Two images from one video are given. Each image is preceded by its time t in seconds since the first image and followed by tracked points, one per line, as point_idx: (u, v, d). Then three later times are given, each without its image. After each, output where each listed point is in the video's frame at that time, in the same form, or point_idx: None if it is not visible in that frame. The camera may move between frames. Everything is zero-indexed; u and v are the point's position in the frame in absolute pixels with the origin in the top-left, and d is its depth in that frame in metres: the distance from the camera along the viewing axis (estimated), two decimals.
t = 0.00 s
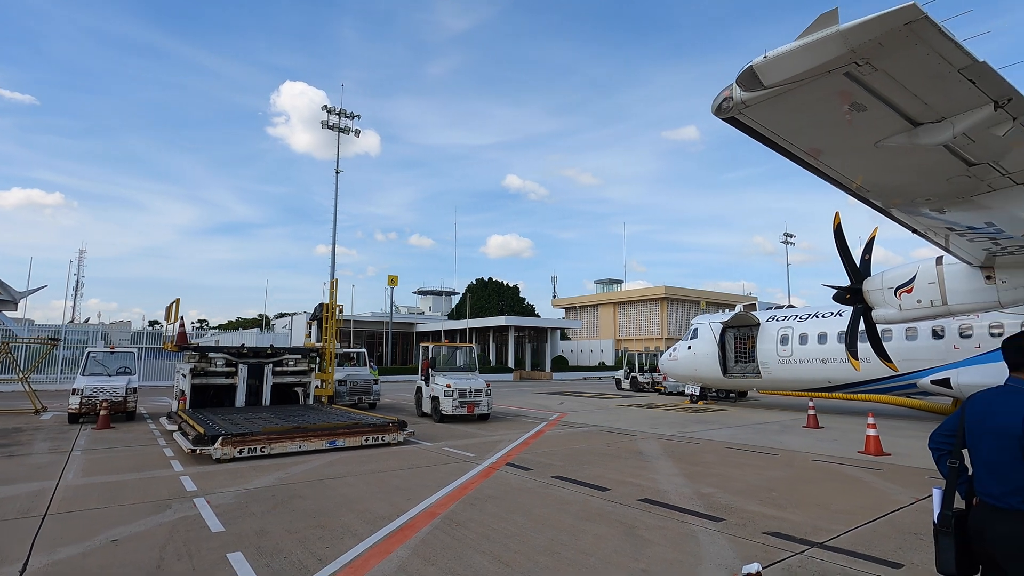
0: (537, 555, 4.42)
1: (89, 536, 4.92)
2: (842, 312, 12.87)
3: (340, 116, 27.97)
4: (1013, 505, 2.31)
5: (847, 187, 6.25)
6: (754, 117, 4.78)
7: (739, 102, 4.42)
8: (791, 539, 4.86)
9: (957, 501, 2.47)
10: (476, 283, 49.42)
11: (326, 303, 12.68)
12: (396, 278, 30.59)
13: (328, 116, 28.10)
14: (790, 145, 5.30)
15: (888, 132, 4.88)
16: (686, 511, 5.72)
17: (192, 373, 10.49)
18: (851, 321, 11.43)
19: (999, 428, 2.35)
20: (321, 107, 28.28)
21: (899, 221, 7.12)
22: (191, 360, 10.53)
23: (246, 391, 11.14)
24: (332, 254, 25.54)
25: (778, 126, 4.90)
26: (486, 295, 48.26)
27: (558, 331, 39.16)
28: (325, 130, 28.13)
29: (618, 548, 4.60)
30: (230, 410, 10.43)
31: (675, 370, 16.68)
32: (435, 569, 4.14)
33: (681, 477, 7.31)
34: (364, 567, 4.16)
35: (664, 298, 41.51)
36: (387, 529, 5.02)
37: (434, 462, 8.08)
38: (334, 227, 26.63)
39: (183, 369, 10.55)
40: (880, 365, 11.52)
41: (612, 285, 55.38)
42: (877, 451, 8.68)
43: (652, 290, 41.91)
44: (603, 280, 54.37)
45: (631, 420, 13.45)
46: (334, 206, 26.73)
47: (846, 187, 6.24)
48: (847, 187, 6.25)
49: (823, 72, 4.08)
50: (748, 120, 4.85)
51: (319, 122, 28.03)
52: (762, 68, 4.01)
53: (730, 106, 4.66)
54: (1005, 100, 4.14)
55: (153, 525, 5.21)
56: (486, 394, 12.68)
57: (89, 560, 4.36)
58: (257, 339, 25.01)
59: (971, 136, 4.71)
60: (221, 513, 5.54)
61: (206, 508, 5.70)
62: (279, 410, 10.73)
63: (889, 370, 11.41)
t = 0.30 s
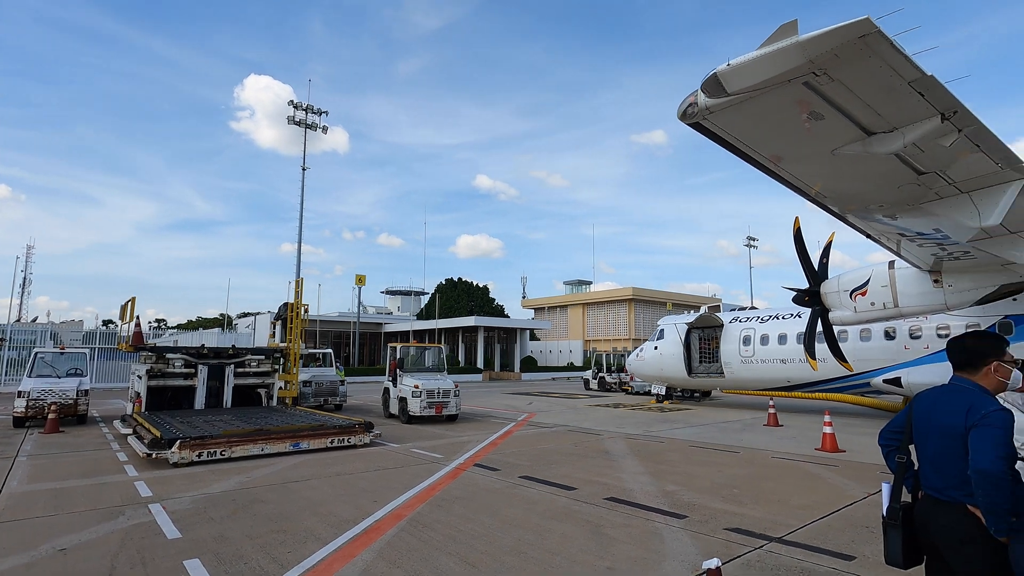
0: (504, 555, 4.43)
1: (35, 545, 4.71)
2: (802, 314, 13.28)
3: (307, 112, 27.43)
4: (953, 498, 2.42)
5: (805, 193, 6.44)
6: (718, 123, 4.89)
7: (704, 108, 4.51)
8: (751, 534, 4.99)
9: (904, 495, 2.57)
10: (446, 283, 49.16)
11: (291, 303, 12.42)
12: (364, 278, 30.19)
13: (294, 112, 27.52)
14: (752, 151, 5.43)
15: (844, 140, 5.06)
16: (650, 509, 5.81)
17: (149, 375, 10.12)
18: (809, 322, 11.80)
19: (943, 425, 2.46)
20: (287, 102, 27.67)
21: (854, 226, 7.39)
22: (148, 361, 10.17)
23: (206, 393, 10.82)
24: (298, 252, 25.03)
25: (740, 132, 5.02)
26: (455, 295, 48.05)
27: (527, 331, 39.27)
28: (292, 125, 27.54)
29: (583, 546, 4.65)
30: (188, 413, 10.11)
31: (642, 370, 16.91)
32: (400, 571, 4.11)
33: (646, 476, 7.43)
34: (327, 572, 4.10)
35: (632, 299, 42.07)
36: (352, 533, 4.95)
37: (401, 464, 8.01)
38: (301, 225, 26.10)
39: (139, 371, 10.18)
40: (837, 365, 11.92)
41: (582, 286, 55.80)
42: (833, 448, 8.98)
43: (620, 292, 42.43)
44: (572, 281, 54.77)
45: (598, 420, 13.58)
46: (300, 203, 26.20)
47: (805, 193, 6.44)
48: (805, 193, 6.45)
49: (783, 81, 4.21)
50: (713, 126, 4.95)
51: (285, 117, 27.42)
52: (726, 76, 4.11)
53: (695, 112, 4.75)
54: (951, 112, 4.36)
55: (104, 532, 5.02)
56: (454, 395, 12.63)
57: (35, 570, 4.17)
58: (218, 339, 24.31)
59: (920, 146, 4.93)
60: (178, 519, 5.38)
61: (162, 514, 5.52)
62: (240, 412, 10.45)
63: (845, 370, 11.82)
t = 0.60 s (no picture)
0: (471, 557, 4.42)
1: None
2: (764, 316, 13.63)
3: (273, 107, 26.85)
4: (903, 493, 2.52)
5: (768, 198, 6.61)
6: (685, 129, 4.98)
7: (670, 113, 4.59)
8: (714, 532, 5.09)
9: (859, 491, 2.67)
10: (415, 284, 48.80)
11: (255, 303, 12.15)
12: (331, 278, 29.71)
13: (260, 107, 26.91)
14: (717, 157, 5.55)
15: (804, 148, 5.22)
16: (617, 508, 5.88)
17: (103, 377, 9.75)
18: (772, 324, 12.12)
19: (896, 423, 2.56)
20: (253, 97, 27.04)
21: (814, 231, 7.62)
22: (102, 363, 9.79)
23: (165, 396, 10.48)
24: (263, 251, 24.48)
25: (705, 137, 5.12)
26: (425, 296, 47.73)
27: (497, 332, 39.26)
28: (257, 121, 26.92)
29: (550, 547, 4.67)
30: (145, 416, 9.77)
31: (610, 371, 17.09)
32: None
33: (613, 476, 7.51)
34: None
35: (602, 300, 42.51)
36: (316, 537, 4.87)
37: (368, 467, 7.91)
38: (266, 224, 25.52)
39: (92, 373, 9.79)
40: (797, 365, 12.26)
41: (552, 288, 56.10)
42: (793, 446, 9.24)
43: (590, 293, 42.82)
44: (543, 282, 55.03)
45: (567, 421, 13.66)
46: (266, 200, 25.62)
47: (767, 198, 6.61)
48: (768, 198, 6.62)
49: (746, 90, 4.32)
50: (679, 132, 5.04)
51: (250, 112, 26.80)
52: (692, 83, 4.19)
53: (662, 117, 4.82)
54: (903, 123, 4.55)
55: (53, 542, 4.81)
56: (423, 396, 12.54)
57: None
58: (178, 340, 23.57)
59: (875, 155, 5.12)
60: (132, 526, 5.19)
61: (116, 522, 5.32)
62: (201, 415, 10.16)
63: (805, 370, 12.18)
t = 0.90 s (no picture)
0: (438, 559, 4.39)
1: None
2: (729, 318, 13.94)
3: (239, 101, 26.20)
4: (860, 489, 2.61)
5: (733, 203, 6.76)
6: (653, 133, 5.06)
7: (639, 117, 4.65)
8: (678, 530, 5.17)
9: (819, 487, 2.75)
10: (385, 284, 48.30)
11: (218, 303, 11.84)
12: (298, 277, 29.15)
13: (225, 101, 26.22)
14: (684, 162, 5.65)
15: (766, 155, 5.36)
16: (584, 508, 5.93)
17: (53, 379, 9.35)
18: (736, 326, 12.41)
19: (854, 422, 2.65)
20: (218, 91, 26.33)
21: (776, 236, 7.82)
22: (52, 364, 9.40)
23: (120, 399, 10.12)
24: (227, 249, 23.87)
25: (672, 142, 5.21)
26: (394, 297, 47.25)
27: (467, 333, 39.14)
28: (222, 115, 26.22)
29: (518, 547, 4.67)
30: (99, 420, 9.41)
31: (579, 372, 17.23)
32: None
33: (581, 475, 7.57)
34: None
35: (572, 301, 42.82)
36: (279, 542, 4.77)
37: (334, 470, 7.79)
38: (230, 221, 24.89)
39: (42, 375, 9.39)
40: (760, 366, 12.58)
41: (523, 288, 56.26)
42: (755, 445, 9.48)
43: (560, 295, 43.10)
44: (514, 283, 55.15)
45: (536, 422, 13.71)
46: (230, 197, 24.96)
47: (732, 203, 6.76)
48: (733, 203, 6.77)
49: (711, 96, 4.42)
50: (647, 136, 5.11)
51: (215, 106, 26.08)
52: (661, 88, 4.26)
53: (631, 121, 4.89)
54: (860, 132, 4.72)
55: None
56: (391, 398, 12.41)
57: None
58: (135, 340, 22.76)
59: (833, 163, 5.30)
60: (83, 534, 4.99)
61: (65, 530, 5.11)
62: (158, 418, 9.84)
63: (767, 371, 12.49)
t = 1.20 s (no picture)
0: (405, 561, 4.35)
1: None
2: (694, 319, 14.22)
3: (200, 94, 25.45)
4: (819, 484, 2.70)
5: (699, 207, 6.90)
6: (621, 137, 5.12)
7: (608, 121, 4.71)
8: (643, 527, 5.25)
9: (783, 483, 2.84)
10: (353, 283, 47.63)
11: (176, 301, 11.47)
12: (262, 276, 28.48)
13: (186, 94, 25.42)
14: (651, 166, 5.73)
15: (730, 160, 5.49)
16: (552, 507, 5.96)
17: None
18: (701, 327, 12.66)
19: (816, 421, 2.74)
20: (178, 83, 25.52)
21: (740, 239, 8.02)
22: None
23: (71, 401, 9.71)
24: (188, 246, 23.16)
25: (640, 146, 5.28)
26: (362, 296, 46.64)
27: (436, 333, 38.89)
28: (183, 108, 25.43)
29: (485, 548, 4.67)
30: (47, 423, 9.01)
31: (548, 372, 17.29)
32: None
33: (549, 475, 7.60)
34: None
35: (542, 302, 43.01)
36: (240, 547, 4.65)
37: (298, 472, 7.63)
38: (191, 217, 24.15)
39: None
40: (724, 366, 12.86)
41: (493, 288, 56.26)
42: (718, 443, 9.68)
43: (530, 295, 43.24)
44: (484, 284, 55.10)
45: (505, 422, 13.71)
46: (191, 193, 24.23)
47: (698, 207, 6.89)
48: (699, 207, 6.90)
49: (678, 102, 4.50)
50: (616, 140, 5.17)
51: (175, 99, 25.27)
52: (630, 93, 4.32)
53: (600, 125, 4.94)
54: (819, 141, 4.88)
55: None
56: (358, 398, 12.23)
57: None
58: (88, 340, 21.87)
59: (794, 169, 5.46)
60: (30, 543, 4.78)
61: (11, 539, 4.88)
62: (112, 421, 9.48)
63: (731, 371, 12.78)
